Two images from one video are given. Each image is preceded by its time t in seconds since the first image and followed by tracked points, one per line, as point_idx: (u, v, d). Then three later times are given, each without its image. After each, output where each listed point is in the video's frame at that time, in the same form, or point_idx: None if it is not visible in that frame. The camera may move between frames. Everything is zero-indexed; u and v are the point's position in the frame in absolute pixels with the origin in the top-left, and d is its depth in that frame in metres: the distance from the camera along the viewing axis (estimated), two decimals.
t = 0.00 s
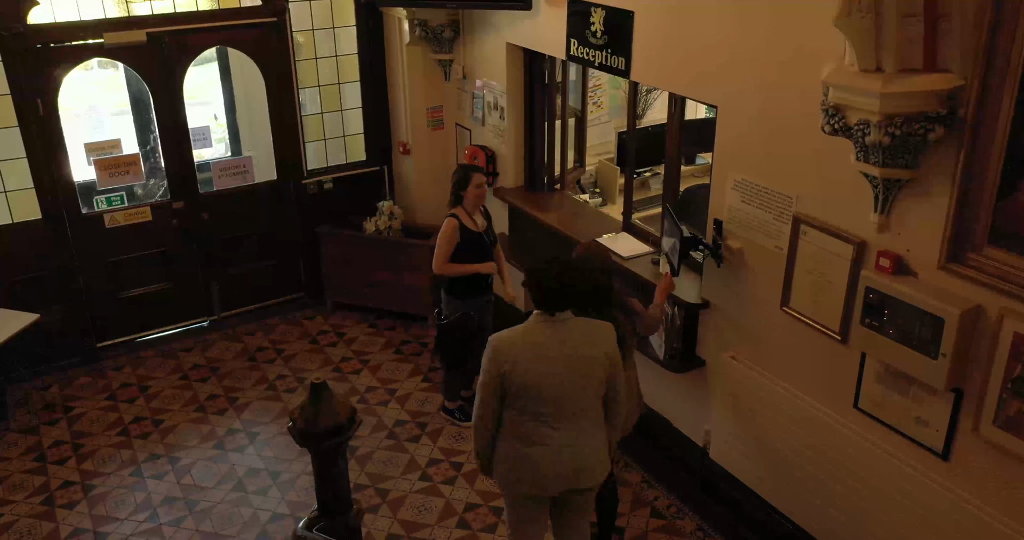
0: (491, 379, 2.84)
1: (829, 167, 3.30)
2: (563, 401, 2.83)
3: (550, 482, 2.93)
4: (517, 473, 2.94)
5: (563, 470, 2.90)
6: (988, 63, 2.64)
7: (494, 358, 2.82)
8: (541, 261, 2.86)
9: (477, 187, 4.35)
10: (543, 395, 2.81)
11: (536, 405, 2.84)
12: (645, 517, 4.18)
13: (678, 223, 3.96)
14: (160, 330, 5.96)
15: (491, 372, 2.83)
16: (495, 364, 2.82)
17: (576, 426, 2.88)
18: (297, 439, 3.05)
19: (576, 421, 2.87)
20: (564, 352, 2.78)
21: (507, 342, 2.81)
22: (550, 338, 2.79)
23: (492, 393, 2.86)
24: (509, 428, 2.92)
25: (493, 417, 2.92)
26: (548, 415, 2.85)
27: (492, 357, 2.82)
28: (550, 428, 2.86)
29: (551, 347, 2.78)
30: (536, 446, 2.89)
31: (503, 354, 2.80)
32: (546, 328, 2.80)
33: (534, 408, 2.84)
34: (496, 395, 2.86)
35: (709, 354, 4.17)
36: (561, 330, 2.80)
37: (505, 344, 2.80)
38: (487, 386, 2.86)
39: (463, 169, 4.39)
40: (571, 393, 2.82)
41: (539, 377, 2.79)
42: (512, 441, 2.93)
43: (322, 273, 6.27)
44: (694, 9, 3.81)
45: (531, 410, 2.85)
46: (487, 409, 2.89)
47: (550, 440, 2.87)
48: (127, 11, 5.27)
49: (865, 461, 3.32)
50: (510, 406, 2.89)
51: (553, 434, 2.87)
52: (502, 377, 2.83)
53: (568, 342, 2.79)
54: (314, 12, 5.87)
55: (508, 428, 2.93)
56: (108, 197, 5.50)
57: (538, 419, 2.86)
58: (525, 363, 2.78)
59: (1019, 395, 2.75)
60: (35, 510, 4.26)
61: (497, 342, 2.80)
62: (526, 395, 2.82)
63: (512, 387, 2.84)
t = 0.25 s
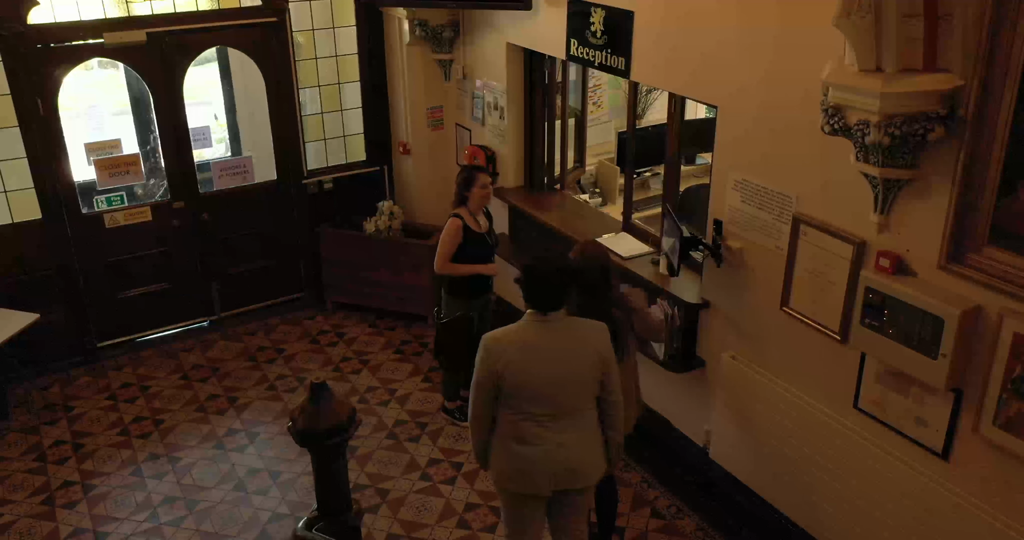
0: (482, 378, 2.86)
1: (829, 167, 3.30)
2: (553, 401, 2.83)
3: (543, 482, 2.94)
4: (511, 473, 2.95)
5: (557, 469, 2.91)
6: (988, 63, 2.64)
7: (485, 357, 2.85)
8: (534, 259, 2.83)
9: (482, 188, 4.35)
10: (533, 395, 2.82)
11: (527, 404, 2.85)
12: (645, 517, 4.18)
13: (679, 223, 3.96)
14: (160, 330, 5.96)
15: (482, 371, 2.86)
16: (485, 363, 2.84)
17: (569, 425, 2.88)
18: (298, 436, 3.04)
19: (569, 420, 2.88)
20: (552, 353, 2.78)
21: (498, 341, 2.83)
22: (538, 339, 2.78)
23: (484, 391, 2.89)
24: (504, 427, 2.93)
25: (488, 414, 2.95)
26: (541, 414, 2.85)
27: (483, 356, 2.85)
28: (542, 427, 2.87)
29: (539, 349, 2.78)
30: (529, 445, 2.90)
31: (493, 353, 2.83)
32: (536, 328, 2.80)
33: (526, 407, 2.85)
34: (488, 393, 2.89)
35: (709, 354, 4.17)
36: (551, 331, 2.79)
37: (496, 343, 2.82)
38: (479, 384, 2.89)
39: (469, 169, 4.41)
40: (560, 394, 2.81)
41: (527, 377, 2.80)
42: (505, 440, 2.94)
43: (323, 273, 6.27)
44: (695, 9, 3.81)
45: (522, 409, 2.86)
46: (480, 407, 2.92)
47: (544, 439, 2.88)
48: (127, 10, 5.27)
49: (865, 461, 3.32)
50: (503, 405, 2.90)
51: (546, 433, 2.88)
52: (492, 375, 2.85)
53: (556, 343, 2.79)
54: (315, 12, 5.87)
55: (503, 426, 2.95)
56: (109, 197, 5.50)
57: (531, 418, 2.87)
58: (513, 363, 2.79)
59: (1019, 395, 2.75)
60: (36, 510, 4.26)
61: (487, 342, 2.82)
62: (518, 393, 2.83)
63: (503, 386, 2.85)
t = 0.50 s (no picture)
0: (477, 379, 2.86)
1: (829, 167, 3.30)
2: (549, 401, 2.83)
3: (539, 482, 2.93)
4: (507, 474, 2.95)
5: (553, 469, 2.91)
6: (988, 63, 2.64)
7: (480, 357, 2.84)
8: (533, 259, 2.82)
9: (485, 189, 4.37)
10: (528, 394, 2.82)
11: (523, 404, 2.84)
12: (645, 517, 4.18)
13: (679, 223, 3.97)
14: (160, 330, 5.96)
15: (477, 372, 2.85)
16: (480, 363, 2.83)
17: (565, 425, 2.89)
18: (297, 438, 2.97)
19: (565, 419, 2.88)
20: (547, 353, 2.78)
21: (493, 341, 2.82)
22: (534, 340, 2.78)
23: (480, 391, 2.88)
24: (500, 427, 2.93)
25: (483, 415, 2.94)
26: (537, 414, 2.86)
27: (479, 356, 2.84)
28: (538, 426, 2.87)
29: (534, 349, 2.78)
30: (525, 445, 2.90)
31: (488, 354, 2.82)
32: (531, 328, 2.80)
33: (523, 407, 2.85)
34: (483, 393, 2.88)
35: (709, 354, 4.17)
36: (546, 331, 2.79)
37: (491, 343, 2.82)
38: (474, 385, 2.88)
39: (472, 169, 4.41)
40: (555, 394, 2.81)
41: (524, 378, 2.79)
42: (502, 440, 2.94)
43: (323, 273, 6.27)
44: (694, 9, 3.81)
45: (519, 409, 2.86)
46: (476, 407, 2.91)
47: (541, 439, 2.88)
48: (128, 10, 5.27)
49: (865, 461, 3.32)
50: (499, 405, 2.90)
51: (543, 433, 2.88)
52: (487, 376, 2.84)
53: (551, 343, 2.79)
54: (315, 12, 5.87)
55: (498, 426, 2.95)
56: (109, 198, 5.50)
57: (528, 418, 2.87)
58: (508, 363, 2.79)
59: (1019, 395, 2.75)
60: (36, 509, 4.27)
61: (482, 342, 2.81)
62: (515, 393, 2.83)
63: (498, 386, 2.85)
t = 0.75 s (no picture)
0: (475, 377, 2.86)
1: (830, 167, 3.29)
2: (546, 400, 2.83)
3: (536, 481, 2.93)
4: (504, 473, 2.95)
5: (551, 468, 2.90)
6: (988, 64, 2.64)
7: (477, 355, 2.84)
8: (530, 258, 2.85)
9: (483, 189, 4.35)
10: (525, 393, 2.82)
11: (521, 403, 2.84)
12: (646, 518, 4.18)
13: (679, 223, 3.97)
14: (161, 330, 5.96)
15: (474, 370, 2.85)
16: (478, 361, 2.84)
17: (562, 424, 2.88)
18: (295, 440, 2.67)
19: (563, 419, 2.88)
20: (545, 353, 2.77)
21: (491, 339, 2.82)
22: (533, 340, 2.78)
23: (477, 389, 2.88)
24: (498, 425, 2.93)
25: (480, 413, 2.94)
26: (534, 413, 2.86)
27: (476, 354, 2.84)
28: (536, 426, 2.87)
29: (531, 349, 2.78)
30: (522, 444, 2.90)
31: (486, 352, 2.83)
32: (529, 327, 2.80)
33: (520, 405, 2.85)
34: (480, 391, 2.89)
35: (710, 354, 4.17)
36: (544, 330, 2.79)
37: (488, 341, 2.82)
38: (471, 383, 2.88)
39: (471, 169, 4.40)
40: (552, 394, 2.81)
41: (522, 377, 2.80)
42: (499, 438, 2.94)
43: (323, 274, 6.27)
44: (695, 9, 3.81)
45: (517, 409, 2.86)
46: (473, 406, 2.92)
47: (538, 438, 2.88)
48: (128, 10, 5.27)
49: (866, 462, 3.32)
50: (497, 403, 2.91)
51: (541, 433, 2.88)
52: (484, 374, 2.85)
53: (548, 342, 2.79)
54: (316, 12, 5.87)
55: (495, 425, 2.95)
56: (110, 198, 5.50)
57: (526, 416, 2.87)
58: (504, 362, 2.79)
59: (1019, 396, 2.75)
60: (36, 510, 4.27)
61: (479, 340, 2.81)
62: (512, 393, 2.83)
63: (495, 384, 2.85)
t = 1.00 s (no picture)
0: (473, 375, 2.86)
1: (831, 168, 3.29)
2: (542, 401, 2.82)
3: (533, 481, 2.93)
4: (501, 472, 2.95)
5: (548, 467, 2.90)
6: (990, 64, 2.64)
7: (475, 352, 2.85)
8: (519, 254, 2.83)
9: (481, 188, 4.35)
10: (521, 393, 2.82)
11: (517, 401, 2.84)
12: (647, 518, 4.18)
13: (679, 223, 3.97)
14: (162, 330, 5.96)
15: (472, 367, 2.86)
16: (475, 359, 2.84)
17: (560, 424, 2.88)
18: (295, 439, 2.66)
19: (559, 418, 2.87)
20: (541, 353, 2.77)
21: (489, 338, 2.82)
22: (531, 340, 2.78)
23: (474, 387, 2.88)
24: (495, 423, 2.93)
25: (478, 411, 2.95)
26: (531, 413, 2.86)
27: (474, 352, 2.85)
28: (532, 425, 2.87)
29: (528, 349, 2.77)
30: (518, 444, 2.90)
31: (483, 350, 2.82)
32: (526, 327, 2.80)
33: (517, 404, 2.85)
34: (478, 389, 2.89)
35: (711, 355, 4.16)
36: (542, 330, 2.78)
37: (486, 340, 2.82)
38: (469, 381, 2.89)
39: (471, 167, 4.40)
40: (548, 395, 2.80)
41: (519, 377, 2.79)
42: (495, 437, 2.94)
43: (324, 274, 6.27)
44: (696, 9, 3.81)
45: (514, 409, 2.86)
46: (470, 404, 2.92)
47: (534, 438, 2.88)
48: (130, 10, 5.27)
49: (867, 462, 3.32)
50: (495, 402, 2.90)
51: (539, 433, 2.88)
52: (481, 372, 2.85)
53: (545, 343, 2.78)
54: (317, 12, 5.87)
55: (493, 424, 2.95)
56: (111, 197, 5.50)
57: (523, 416, 2.87)
58: (501, 360, 2.79)
59: (1021, 396, 2.74)
60: (37, 509, 4.27)
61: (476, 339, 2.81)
62: (509, 392, 2.83)
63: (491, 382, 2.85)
